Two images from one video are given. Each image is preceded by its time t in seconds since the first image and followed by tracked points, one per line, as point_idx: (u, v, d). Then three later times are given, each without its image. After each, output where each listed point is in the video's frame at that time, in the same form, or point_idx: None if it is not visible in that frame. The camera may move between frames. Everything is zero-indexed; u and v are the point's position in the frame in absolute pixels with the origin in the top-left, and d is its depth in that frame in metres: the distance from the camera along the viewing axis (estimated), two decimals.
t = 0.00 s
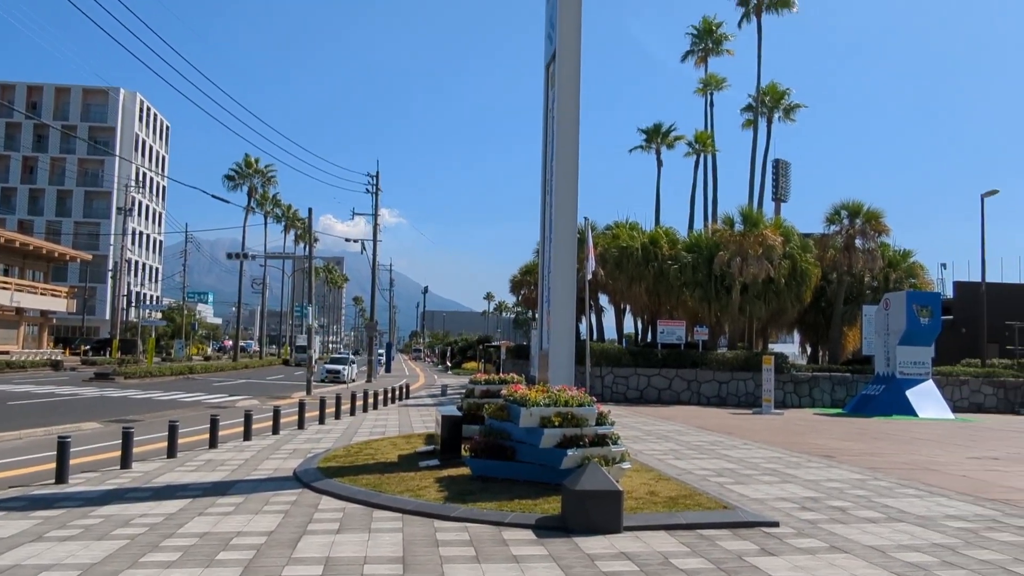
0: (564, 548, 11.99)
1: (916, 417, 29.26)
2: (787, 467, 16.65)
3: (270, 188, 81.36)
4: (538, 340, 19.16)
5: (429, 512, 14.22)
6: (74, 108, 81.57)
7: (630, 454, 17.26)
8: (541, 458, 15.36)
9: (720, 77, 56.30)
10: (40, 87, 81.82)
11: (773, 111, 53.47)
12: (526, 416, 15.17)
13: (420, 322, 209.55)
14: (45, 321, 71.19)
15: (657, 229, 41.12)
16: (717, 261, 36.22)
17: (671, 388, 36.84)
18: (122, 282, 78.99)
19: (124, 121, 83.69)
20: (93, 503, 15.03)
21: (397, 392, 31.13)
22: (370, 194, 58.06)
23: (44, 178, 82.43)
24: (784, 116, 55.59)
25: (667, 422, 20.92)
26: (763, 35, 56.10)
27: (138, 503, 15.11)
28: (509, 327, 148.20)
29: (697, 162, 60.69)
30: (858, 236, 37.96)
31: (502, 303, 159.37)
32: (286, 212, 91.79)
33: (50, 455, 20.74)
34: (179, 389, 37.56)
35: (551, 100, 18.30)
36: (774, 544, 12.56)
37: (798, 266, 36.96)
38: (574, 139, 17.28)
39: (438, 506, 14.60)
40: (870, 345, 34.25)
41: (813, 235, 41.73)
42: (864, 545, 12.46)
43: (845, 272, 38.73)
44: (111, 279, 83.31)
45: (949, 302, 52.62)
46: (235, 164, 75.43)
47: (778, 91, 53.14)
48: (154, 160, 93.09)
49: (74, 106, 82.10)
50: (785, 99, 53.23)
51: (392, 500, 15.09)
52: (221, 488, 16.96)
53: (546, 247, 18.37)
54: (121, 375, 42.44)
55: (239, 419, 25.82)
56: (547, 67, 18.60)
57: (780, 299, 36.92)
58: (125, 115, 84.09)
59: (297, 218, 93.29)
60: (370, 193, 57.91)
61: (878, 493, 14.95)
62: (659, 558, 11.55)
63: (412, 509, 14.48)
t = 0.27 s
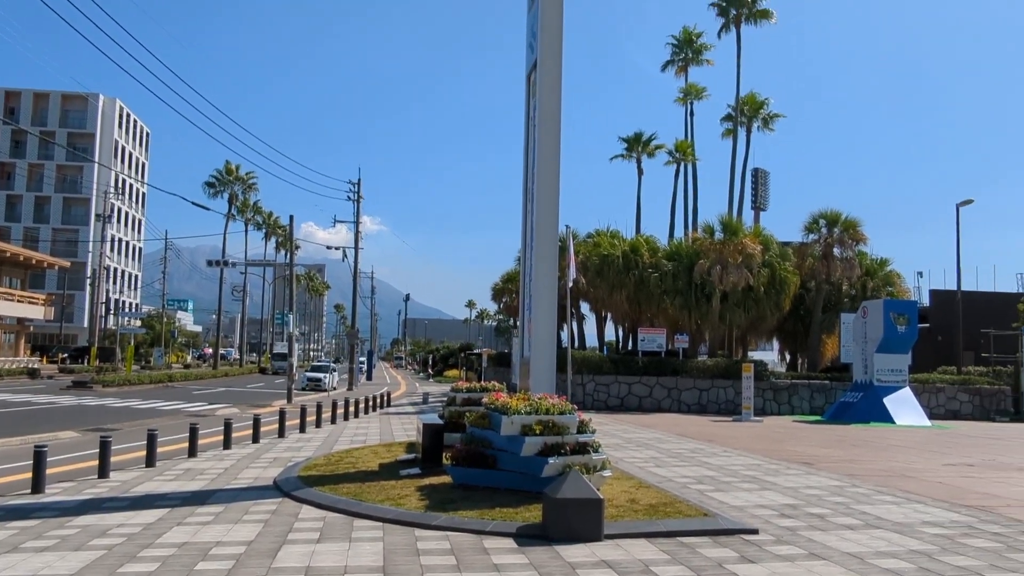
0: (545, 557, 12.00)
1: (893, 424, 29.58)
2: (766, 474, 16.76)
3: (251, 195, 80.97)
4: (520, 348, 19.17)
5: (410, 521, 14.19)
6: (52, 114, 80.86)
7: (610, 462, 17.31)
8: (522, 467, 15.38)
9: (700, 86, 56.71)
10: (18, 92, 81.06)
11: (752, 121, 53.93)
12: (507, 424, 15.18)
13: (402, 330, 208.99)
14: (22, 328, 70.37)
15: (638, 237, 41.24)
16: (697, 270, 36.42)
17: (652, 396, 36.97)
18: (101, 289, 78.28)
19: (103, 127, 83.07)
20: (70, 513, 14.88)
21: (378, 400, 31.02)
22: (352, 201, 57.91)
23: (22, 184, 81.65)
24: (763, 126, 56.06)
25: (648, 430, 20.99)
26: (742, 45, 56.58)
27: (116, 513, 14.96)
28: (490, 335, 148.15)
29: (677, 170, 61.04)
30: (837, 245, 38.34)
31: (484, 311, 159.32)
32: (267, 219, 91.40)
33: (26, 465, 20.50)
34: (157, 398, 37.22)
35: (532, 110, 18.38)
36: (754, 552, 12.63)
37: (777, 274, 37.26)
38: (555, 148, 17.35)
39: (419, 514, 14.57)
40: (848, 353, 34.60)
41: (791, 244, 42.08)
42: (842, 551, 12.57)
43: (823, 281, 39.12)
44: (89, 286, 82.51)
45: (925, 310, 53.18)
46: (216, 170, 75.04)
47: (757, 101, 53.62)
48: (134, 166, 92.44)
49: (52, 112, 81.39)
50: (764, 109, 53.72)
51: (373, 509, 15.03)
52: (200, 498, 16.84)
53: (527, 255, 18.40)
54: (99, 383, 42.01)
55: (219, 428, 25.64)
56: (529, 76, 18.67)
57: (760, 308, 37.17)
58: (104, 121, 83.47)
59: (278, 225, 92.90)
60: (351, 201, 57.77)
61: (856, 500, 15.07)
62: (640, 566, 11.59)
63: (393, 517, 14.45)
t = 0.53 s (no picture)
0: (527, 562, 12.01)
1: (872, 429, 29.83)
2: (747, 479, 16.87)
3: (232, 200, 80.59)
4: (502, 354, 19.17)
5: (392, 527, 14.15)
6: (31, 119, 80.17)
7: (593, 468, 17.35)
8: (504, 472, 15.39)
9: (681, 94, 57.07)
10: None
11: (732, 128, 54.34)
12: (490, 430, 15.17)
13: (383, 336, 208.40)
14: None
15: (620, 243, 41.39)
16: (679, 276, 36.63)
17: (634, 401, 37.07)
18: (80, 295, 77.55)
19: (83, 132, 82.45)
20: (48, 521, 14.74)
21: (360, 407, 30.91)
22: (334, 207, 57.75)
23: None
24: (743, 133, 56.49)
25: (630, 436, 21.06)
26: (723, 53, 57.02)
27: (95, 522, 14.84)
28: (472, 340, 148.09)
29: (659, 177, 61.37)
30: (816, 251, 38.70)
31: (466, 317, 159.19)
32: (248, 225, 90.98)
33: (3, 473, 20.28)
34: (136, 404, 36.87)
35: (515, 116, 18.43)
36: (735, 557, 12.71)
37: (757, 280, 37.54)
38: (538, 154, 17.41)
39: (402, 521, 14.54)
40: (828, 358, 34.92)
41: (771, 250, 42.40)
42: (822, 556, 12.67)
43: (802, 287, 39.48)
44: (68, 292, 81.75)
45: (902, 316, 53.73)
46: (197, 176, 74.64)
47: (737, 108, 54.04)
48: (114, 171, 91.78)
49: (31, 116, 80.69)
50: (744, 116, 54.14)
51: (355, 516, 14.98)
52: (180, 505, 16.73)
53: (509, 261, 18.44)
54: (78, 390, 41.64)
55: (199, 435, 25.48)
56: (511, 83, 18.73)
57: (741, 313, 37.44)
58: (85, 126, 82.85)
59: (259, 230, 92.48)
60: (333, 207, 57.65)
61: (836, 504, 15.20)
62: (622, 571, 11.63)
63: (375, 524, 14.41)
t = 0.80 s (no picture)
0: (510, 565, 12.03)
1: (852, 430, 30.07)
2: (729, 481, 16.97)
3: (215, 202, 80.15)
4: (485, 356, 19.17)
5: (375, 530, 14.12)
6: (11, 119, 79.40)
7: (575, 469, 17.39)
8: (487, 475, 15.40)
9: (663, 97, 57.34)
10: None
11: (714, 132, 54.64)
12: (473, 433, 15.16)
13: (367, 337, 207.83)
14: None
15: (603, 246, 41.47)
16: (661, 278, 36.80)
17: (617, 404, 37.21)
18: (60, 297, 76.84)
19: (64, 133, 81.76)
20: (27, 525, 14.60)
21: (342, 409, 30.81)
22: (317, 209, 57.54)
23: None
24: (725, 137, 56.84)
25: (612, 438, 21.13)
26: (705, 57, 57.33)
27: (74, 525, 14.72)
28: (455, 343, 147.98)
29: (641, 180, 61.60)
30: (797, 255, 39.04)
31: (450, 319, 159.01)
32: (231, 226, 90.49)
33: None
34: (116, 407, 36.58)
35: (498, 119, 18.46)
36: (716, 558, 12.78)
37: (739, 283, 37.78)
38: (521, 158, 17.44)
39: (385, 524, 14.52)
40: (809, 361, 35.21)
41: (753, 254, 42.67)
42: (802, 557, 12.77)
43: (783, 290, 39.81)
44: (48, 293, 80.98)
45: (881, 319, 54.21)
46: (179, 177, 74.18)
47: (720, 112, 54.35)
48: (95, 172, 91.05)
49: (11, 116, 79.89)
50: (726, 120, 54.46)
51: (337, 520, 14.94)
52: (161, 508, 16.62)
53: (492, 263, 18.45)
54: (58, 393, 41.29)
55: (181, 438, 25.33)
56: (495, 86, 18.77)
57: (722, 316, 37.67)
58: (65, 127, 82.13)
59: (242, 232, 92.01)
60: (316, 208, 57.44)
61: (816, 506, 15.32)
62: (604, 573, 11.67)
63: (358, 527, 14.38)
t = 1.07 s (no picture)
0: (493, 565, 12.04)
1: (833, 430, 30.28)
2: (711, 480, 17.06)
3: (198, 201, 79.67)
4: (469, 356, 19.15)
5: (358, 530, 14.10)
6: None
7: (559, 469, 17.43)
8: (471, 475, 15.41)
9: (648, 99, 57.53)
10: None
11: (698, 133, 54.86)
12: (456, 433, 15.16)
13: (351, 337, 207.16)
14: None
15: (587, 246, 41.51)
16: (645, 279, 36.93)
17: (600, 404, 37.30)
18: (41, 296, 76.08)
19: (45, 131, 81.03)
20: (6, 526, 14.48)
21: (325, 409, 30.71)
22: (301, 208, 57.30)
23: None
24: (708, 138, 57.09)
25: (595, 438, 21.19)
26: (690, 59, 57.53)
27: (55, 526, 14.61)
28: (439, 342, 147.89)
29: (626, 181, 61.77)
30: (779, 256, 39.35)
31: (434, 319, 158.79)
32: (214, 226, 89.98)
33: None
34: (97, 407, 36.29)
35: (482, 119, 18.48)
36: (698, 557, 12.85)
37: (722, 284, 37.97)
38: (505, 158, 17.47)
39: (368, 524, 14.50)
40: (790, 361, 35.43)
41: (735, 255, 42.89)
42: (783, 556, 12.86)
43: (766, 291, 40.10)
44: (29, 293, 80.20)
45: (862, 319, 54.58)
46: (162, 176, 73.68)
47: (703, 114, 54.57)
48: (77, 171, 90.27)
49: None
50: (709, 121, 54.69)
51: (320, 520, 14.90)
52: (143, 509, 16.52)
53: (476, 263, 18.46)
54: (39, 393, 40.93)
55: (163, 438, 25.18)
56: (479, 86, 18.79)
57: (705, 316, 37.85)
58: (47, 125, 81.38)
59: (225, 231, 91.51)
60: (300, 208, 57.21)
61: (797, 505, 15.42)
62: (587, 572, 11.72)
63: (341, 527, 14.35)
